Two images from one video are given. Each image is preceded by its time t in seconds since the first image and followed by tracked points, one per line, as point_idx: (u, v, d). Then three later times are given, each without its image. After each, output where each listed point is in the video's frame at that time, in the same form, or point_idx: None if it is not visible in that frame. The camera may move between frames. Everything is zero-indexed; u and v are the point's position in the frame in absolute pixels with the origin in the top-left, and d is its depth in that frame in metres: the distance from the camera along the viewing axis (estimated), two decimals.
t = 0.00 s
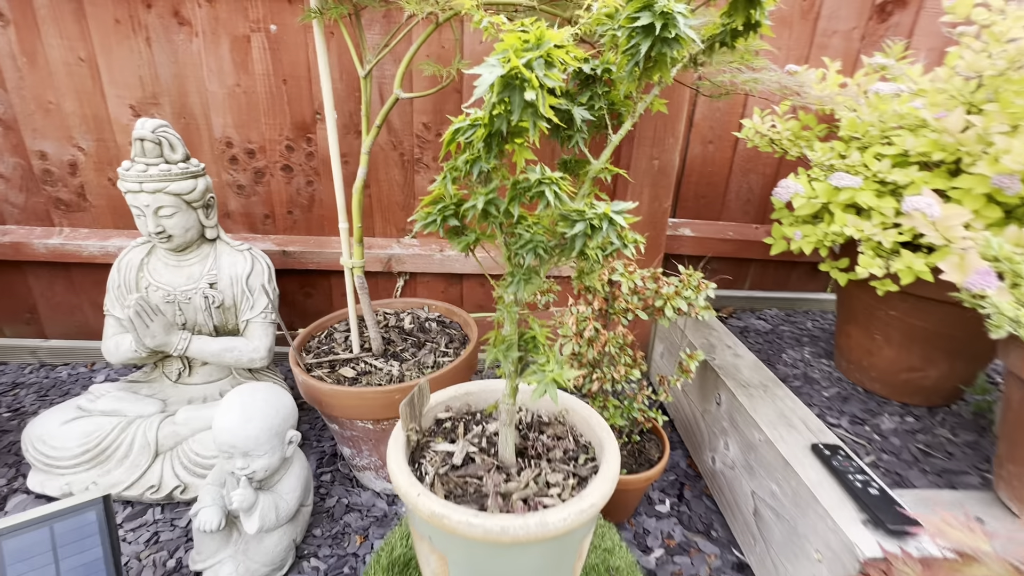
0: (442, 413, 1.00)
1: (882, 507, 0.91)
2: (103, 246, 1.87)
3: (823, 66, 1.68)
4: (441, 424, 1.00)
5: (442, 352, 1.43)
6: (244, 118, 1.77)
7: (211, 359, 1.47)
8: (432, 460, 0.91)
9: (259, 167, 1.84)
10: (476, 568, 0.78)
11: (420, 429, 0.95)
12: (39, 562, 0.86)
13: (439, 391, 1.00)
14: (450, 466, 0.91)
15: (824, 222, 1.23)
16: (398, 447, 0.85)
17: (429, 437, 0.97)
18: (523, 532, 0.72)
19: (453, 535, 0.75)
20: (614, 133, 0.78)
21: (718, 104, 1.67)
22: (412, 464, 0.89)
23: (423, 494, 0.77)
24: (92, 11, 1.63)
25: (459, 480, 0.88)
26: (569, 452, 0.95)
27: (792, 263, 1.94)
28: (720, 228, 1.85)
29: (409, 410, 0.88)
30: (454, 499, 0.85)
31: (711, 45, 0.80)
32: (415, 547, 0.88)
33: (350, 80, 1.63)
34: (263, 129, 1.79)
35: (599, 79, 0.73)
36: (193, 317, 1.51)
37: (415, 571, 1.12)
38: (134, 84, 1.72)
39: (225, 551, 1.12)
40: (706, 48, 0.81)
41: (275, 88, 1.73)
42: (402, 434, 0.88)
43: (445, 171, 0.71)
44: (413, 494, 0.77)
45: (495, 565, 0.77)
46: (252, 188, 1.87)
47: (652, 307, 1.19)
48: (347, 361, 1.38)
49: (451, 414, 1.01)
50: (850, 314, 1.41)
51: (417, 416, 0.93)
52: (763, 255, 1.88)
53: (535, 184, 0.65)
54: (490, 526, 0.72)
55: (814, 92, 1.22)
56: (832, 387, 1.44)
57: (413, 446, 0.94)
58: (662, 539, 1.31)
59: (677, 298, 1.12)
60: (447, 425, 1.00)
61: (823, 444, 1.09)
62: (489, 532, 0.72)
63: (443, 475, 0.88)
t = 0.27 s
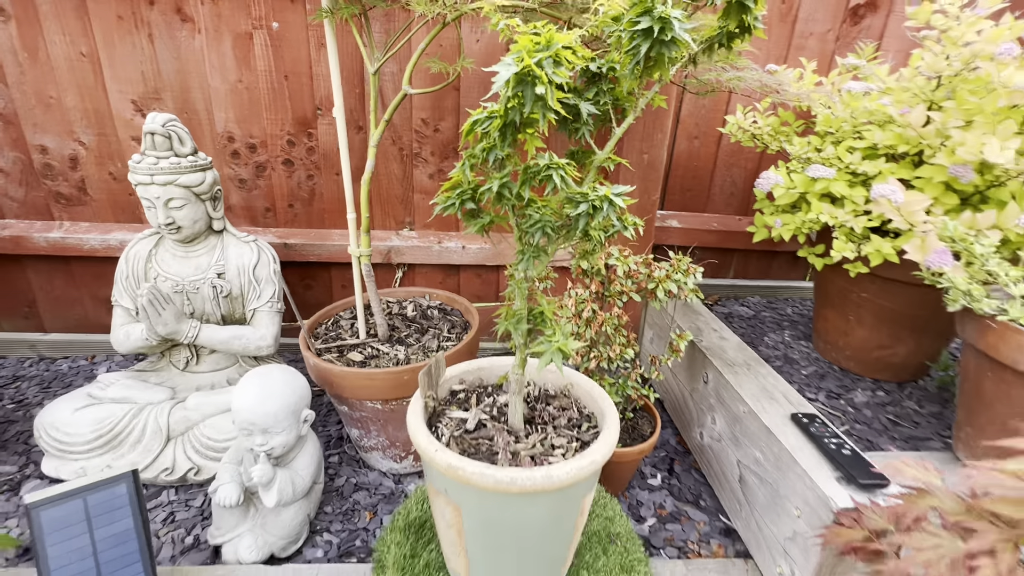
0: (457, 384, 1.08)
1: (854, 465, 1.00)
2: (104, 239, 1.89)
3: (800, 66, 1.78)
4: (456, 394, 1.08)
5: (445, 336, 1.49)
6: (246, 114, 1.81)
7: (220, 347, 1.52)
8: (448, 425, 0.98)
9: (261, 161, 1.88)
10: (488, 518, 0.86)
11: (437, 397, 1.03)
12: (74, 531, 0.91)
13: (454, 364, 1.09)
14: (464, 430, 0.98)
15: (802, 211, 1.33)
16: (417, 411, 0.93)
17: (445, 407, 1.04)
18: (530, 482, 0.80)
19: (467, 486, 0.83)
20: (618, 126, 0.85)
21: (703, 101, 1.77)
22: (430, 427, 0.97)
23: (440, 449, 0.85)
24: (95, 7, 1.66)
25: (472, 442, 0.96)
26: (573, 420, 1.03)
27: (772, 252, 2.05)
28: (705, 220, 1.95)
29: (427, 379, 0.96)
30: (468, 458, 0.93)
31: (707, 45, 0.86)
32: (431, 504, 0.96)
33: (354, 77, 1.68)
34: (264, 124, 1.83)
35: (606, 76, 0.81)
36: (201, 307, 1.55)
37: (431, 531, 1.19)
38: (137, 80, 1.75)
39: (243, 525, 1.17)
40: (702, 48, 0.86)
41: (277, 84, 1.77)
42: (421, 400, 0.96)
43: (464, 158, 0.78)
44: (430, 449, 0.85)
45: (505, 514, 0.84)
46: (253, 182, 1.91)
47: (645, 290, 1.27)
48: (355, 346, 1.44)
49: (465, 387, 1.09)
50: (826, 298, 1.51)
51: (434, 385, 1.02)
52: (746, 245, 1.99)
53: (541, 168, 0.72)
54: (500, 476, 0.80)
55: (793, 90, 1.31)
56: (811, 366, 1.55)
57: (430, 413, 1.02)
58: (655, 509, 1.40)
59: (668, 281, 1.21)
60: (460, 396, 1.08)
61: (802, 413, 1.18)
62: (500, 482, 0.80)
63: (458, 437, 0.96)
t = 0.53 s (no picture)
0: (460, 363, 1.16)
1: (825, 435, 1.08)
2: (100, 233, 1.90)
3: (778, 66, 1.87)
4: (459, 372, 1.15)
5: (442, 324, 1.55)
6: (242, 109, 1.84)
7: (221, 336, 1.55)
8: (450, 398, 1.06)
9: (256, 156, 1.91)
10: (485, 481, 0.93)
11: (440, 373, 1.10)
12: (90, 507, 0.95)
13: (457, 345, 1.16)
14: (465, 403, 1.06)
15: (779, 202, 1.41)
16: (421, 384, 1.00)
17: (448, 382, 1.12)
18: (524, 447, 0.86)
19: (465, 450, 0.90)
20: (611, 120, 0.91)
21: (686, 99, 1.84)
22: (433, 399, 1.04)
23: (441, 416, 0.92)
24: (90, 3, 1.67)
25: (473, 413, 1.03)
26: (568, 396, 1.09)
27: (753, 244, 2.14)
28: (689, 213, 2.03)
29: (431, 354, 1.03)
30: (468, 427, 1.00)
31: (696, 45, 0.88)
32: (433, 471, 1.03)
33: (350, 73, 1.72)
34: (260, 119, 1.86)
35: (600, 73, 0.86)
36: (201, 298, 1.59)
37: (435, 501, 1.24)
38: (132, 75, 1.77)
39: (251, 505, 1.22)
40: (692, 46, 0.89)
41: (273, 80, 1.81)
42: (425, 374, 1.03)
43: (466, 148, 0.85)
44: (432, 416, 0.92)
45: (501, 478, 0.91)
46: (249, 176, 1.94)
47: (633, 277, 1.34)
48: (354, 334, 1.49)
49: (468, 365, 1.16)
50: (803, 285, 1.60)
51: (438, 361, 1.09)
52: (728, 237, 2.07)
53: (534, 156, 0.78)
54: (495, 441, 0.86)
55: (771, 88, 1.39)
56: (789, 350, 1.64)
57: (434, 388, 1.09)
58: (643, 486, 1.47)
59: (654, 268, 1.28)
60: (462, 374, 1.15)
61: (780, 391, 1.27)
62: (495, 447, 0.86)
63: (459, 409, 1.03)
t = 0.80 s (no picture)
0: (457, 343, 1.21)
1: (801, 409, 1.14)
2: (89, 224, 1.90)
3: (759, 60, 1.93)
4: (455, 352, 1.21)
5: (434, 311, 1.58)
6: (232, 100, 1.85)
7: (215, 325, 1.57)
8: (445, 375, 1.11)
9: (247, 147, 1.92)
10: (475, 452, 0.98)
11: (437, 352, 1.16)
12: (93, 486, 0.98)
13: (453, 326, 1.21)
14: (459, 379, 1.11)
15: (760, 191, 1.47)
16: (418, 360, 1.05)
17: (444, 360, 1.17)
18: (510, 419, 0.90)
19: (455, 421, 0.94)
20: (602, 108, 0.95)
21: (671, 92, 1.89)
22: (429, 375, 1.09)
23: (434, 388, 0.97)
24: None
25: (466, 388, 1.08)
26: (558, 376, 1.13)
27: (736, 234, 2.20)
28: (675, 203, 2.09)
29: (428, 333, 1.08)
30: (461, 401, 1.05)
31: (687, 37, 0.90)
32: (427, 442, 1.08)
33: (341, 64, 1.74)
34: (251, 110, 1.87)
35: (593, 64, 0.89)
36: (195, 287, 1.60)
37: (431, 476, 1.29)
38: (122, 65, 1.77)
39: (248, 487, 1.25)
40: (682, 38, 0.91)
41: (264, 71, 1.82)
42: (421, 351, 1.08)
43: (460, 133, 0.88)
44: (425, 389, 0.97)
45: (489, 448, 0.96)
46: (240, 167, 1.95)
47: (620, 263, 1.38)
48: (348, 321, 1.52)
49: (465, 345, 1.22)
50: (783, 272, 1.66)
51: (434, 341, 1.15)
52: (712, 228, 2.13)
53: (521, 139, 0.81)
54: (483, 412, 0.91)
55: (752, 80, 1.45)
56: (770, 335, 1.70)
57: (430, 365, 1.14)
58: (630, 466, 1.52)
59: (641, 254, 1.32)
60: (459, 353, 1.21)
61: (760, 371, 1.32)
62: (483, 417, 0.91)
63: (453, 384, 1.09)
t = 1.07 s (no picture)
0: (455, 353, 1.26)
1: (780, 414, 1.20)
2: (84, 235, 1.91)
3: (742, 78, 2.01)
4: (453, 361, 1.26)
5: (429, 321, 1.62)
6: (229, 113, 1.88)
7: (213, 335, 1.59)
8: (442, 382, 1.16)
9: (244, 159, 1.95)
10: (467, 457, 1.02)
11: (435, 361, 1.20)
12: (99, 496, 1.00)
13: (452, 336, 1.26)
14: (456, 388, 1.15)
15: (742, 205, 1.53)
16: (416, 368, 1.10)
17: (442, 368, 1.22)
18: (499, 426, 0.94)
19: (449, 427, 0.99)
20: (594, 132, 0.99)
21: (658, 108, 1.96)
22: (427, 382, 1.14)
23: (429, 395, 1.02)
24: (77, 7, 1.69)
25: (461, 397, 1.12)
26: (551, 386, 1.17)
27: (722, 244, 2.27)
28: (662, 214, 2.15)
29: (427, 343, 1.13)
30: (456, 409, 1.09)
31: (677, 64, 0.94)
32: (424, 447, 1.13)
33: (337, 79, 1.78)
34: (248, 123, 1.90)
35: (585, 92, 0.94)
36: (193, 298, 1.63)
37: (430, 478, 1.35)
38: (119, 79, 1.79)
39: (248, 495, 1.28)
40: (673, 65, 0.94)
41: (260, 85, 1.85)
42: (420, 360, 1.13)
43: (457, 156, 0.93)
44: (421, 396, 1.02)
45: (480, 454, 1.00)
46: (236, 179, 1.98)
47: (610, 274, 1.43)
48: (345, 331, 1.55)
49: (463, 354, 1.27)
50: (766, 281, 1.73)
51: (433, 350, 1.19)
52: (698, 238, 2.20)
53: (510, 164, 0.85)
54: (474, 419, 0.95)
55: (734, 99, 1.51)
56: (754, 342, 1.76)
57: (429, 373, 1.19)
58: (620, 471, 1.57)
59: (629, 266, 1.38)
60: (457, 362, 1.25)
61: (744, 378, 1.38)
62: (473, 424, 0.95)
63: (449, 391, 1.13)
